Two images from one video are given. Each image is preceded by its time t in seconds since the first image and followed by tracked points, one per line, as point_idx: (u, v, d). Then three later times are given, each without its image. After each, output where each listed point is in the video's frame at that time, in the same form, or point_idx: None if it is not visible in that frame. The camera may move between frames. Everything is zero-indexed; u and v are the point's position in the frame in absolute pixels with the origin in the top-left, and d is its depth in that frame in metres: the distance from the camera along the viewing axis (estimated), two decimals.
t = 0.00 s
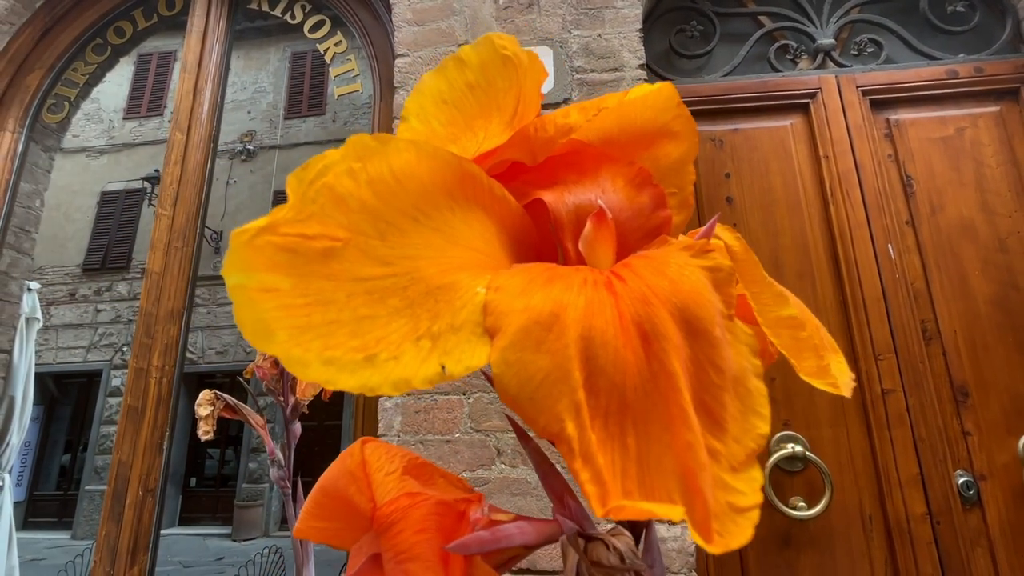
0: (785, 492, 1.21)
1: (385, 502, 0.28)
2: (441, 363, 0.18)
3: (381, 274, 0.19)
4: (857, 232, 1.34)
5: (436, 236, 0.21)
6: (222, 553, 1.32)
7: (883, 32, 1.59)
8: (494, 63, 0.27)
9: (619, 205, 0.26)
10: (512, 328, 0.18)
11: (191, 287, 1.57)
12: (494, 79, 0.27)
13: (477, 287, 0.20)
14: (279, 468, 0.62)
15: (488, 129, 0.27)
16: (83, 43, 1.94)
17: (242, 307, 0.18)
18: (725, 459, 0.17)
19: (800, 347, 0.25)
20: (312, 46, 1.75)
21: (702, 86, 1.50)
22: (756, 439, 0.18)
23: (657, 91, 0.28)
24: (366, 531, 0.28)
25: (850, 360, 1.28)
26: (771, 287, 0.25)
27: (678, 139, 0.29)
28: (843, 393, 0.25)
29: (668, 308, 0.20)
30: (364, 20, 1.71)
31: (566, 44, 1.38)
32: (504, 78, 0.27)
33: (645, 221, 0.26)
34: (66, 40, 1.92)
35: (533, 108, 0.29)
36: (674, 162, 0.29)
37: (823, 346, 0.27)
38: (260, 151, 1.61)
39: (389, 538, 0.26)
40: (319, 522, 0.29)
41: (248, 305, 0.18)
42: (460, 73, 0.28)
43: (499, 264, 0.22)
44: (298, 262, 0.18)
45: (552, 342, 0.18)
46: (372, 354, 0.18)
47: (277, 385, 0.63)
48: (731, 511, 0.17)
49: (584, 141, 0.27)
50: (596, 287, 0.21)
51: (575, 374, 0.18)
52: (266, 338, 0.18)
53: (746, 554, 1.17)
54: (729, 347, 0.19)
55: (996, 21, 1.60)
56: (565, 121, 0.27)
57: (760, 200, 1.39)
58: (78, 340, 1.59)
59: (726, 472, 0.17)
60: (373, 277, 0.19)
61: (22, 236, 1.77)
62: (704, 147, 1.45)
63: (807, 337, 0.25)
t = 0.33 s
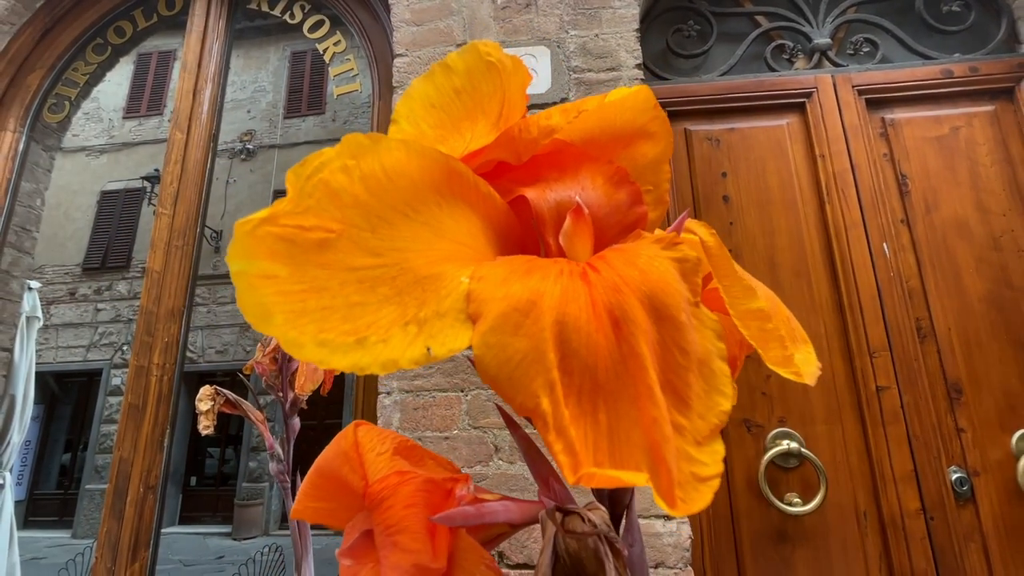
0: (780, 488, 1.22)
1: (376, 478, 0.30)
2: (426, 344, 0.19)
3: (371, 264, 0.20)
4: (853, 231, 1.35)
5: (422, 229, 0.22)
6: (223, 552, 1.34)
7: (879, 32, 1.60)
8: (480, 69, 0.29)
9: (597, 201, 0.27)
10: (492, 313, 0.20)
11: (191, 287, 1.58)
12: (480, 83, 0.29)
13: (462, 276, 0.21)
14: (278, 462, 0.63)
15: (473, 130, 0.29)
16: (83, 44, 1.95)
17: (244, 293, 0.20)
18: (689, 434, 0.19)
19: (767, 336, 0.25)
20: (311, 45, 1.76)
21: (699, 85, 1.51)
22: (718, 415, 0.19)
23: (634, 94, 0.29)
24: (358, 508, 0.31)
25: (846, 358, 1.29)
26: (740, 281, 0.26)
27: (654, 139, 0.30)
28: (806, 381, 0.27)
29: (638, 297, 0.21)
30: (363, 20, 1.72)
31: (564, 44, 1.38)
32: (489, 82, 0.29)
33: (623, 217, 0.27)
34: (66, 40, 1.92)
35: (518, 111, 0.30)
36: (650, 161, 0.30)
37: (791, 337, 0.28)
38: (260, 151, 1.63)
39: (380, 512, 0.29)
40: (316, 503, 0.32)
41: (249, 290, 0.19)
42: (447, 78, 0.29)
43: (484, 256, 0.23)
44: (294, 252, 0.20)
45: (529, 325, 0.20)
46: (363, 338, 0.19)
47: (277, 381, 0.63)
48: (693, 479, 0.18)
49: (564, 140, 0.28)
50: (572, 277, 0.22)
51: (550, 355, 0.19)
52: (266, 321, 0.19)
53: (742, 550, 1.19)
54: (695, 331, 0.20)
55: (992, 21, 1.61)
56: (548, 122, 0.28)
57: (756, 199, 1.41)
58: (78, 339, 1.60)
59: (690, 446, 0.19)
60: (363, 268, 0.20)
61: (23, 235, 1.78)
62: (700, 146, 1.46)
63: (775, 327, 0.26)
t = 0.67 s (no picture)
0: (775, 483, 1.24)
1: (384, 448, 0.32)
2: (431, 319, 0.21)
3: (379, 250, 0.22)
4: (849, 228, 1.37)
5: (425, 216, 0.24)
6: (223, 549, 1.36)
7: (875, 31, 1.62)
8: (479, 71, 0.30)
9: (588, 194, 0.28)
10: (490, 292, 0.21)
11: (192, 285, 1.58)
12: (479, 85, 0.30)
13: (462, 261, 0.23)
14: (281, 454, 0.64)
15: (473, 128, 0.30)
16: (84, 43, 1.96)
17: (270, 273, 0.22)
18: (668, 401, 0.20)
19: (747, 319, 0.27)
20: (310, 44, 1.77)
21: (696, 84, 1.52)
22: (693, 385, 0.21)
23: (624, 93, 0.31)
24: (366, 480, 0.34)
25: (841, 354, 1.30)
26: (722, 267, 0.27)
27: (641, 136, 0.31)
28: (783, 360, 0.28)
29: (622, 279, 0.23)
30: (363, 19, 1.73)
31: (563, 42, 1.40)
32: (488, 85, 0.30)
33: (613, 208, 0.28)
34: (67, 39, 1.93)
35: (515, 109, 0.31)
36: (637, 157, 0.31)
37: (771, 321, 0.30)
38: (260, 149, 1.64)
39: (388, 479, 0.31)
40: (327, 475, 0.35)
41: (274, 270, 0.22)
42: (448, 81, 0.30)
43: (482, 242, 0.24)
44: (311, 237, 0.22)
45: (523, 303, 0.21)
46: (374, 314, 0.21)
47: (280, 374, 0.65)
48: (671, 441, 0.20)
49: (557, 135, 0.29)
50: (563, 260, 0.24)
51: (542, 329, 0.20)
52: (288, 296, 0.21)
53: (738, 543, 1.20)
54: (672, 310, 0.22)
55: (987, 20, 1.62)
56: (542, 121, 0.29)
57: (752, 197, 1.42)
58: (77, 337, 1.62)
59: (668, 411, 0.20)
60: (371, 253, 0.22)
61: (25, 234, 1.79)
62: (698, 144, 1.48)
63: (753, 311, 0.28)
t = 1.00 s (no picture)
0: (770, 477, 1.26)
1: (394, 425, 0.34)
2: (436, 307, 0.23)
3: (390, 248, 0.24)
4: (843, 227, 1.39)
5: (428, 216, 0.25)
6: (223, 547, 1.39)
7: (870, 31, 1.63)
8: (477, 84, 0.32)
9: (578, 196, 0.30)
10: (487, 282, 0.23)
11: (193, 282, 1.60)
12: (477, 97, 0.32)
13: (462, 256, 0.24)
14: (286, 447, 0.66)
15: (470, 134, 0.32)
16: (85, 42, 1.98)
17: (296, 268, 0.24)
18: (642, 379, 0.22)
19: (724, 307, 0.29)
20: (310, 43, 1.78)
21: (693, 83, 1.54)
22: (667, 366, 0.23)
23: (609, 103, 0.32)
24: (376, 458, 0.36)
25: (835, 351, 1.32)
26: (700, 262, 0.29)
27: (627, 142, 0.33)
28: (757, 346, 0.30)
29: (604, 272, 0.25)
30: (362, 18, 1.73)
31: (561, 42, 1.41)
32: (486, 96, 0.32)
33: (600, 208, 0.30)
34: (68, 38, 1.94)
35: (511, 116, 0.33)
36: (622, 162, 0.32)
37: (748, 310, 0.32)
38: (258, 146, 1.69)
39: (397, 454, 0.33)
40: (339, 454, 0.37)
41: (297, 265, 0.24)
42: (449, 92, 0.33)
43: (481, 239, 0.26)
44: (331, 236, 0.24)
45: (516, 292, 0.23)
46: (386, 303, 0.23)
47: (285, 369, 0.66)
48: (644, 413, 0.22)
49: (550, 141, 0.31)
50: (552, 255, 0.25)
51: (531, 316, 0.22)
52: (310, 287, 0.23)
53: (734, 536, 1.23)
54: (649, 299, 0.24)
55: (980, 20, 1.64)
56: (534, 128, 0.31)
57: (748, 195, 1.44)
58: (75, 335, 1.63)
59: (642, 388, 0.22)
60: (383, 249, 0.24)
61: (27, 232, 1.81)
62: (695, 144, 1.50)
63: (731, 301, 0.29)
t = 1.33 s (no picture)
0: (767, 473, 1.27)
1: (410, 417, 0.36)
2: (454, 306, 0.24)
3: (410, 250, 0.26)
4: (839, 226, 1.40)
5: (444, 221, 0.27)
6: (220, 543, 1.45)
7: (867, 32, 1.65)
8: (489, 96, 0.33)
9: (583, 201, 0.31)
10: (501, 283, 0.24)
11: (196, 279, 1.61)
12: (489, 110, 0.33)
13: (478, 258, 0.26)
14: (293, 442, 0.67)
15: (482, 144, 0.33)
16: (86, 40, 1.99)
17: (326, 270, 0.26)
18: (646, 372, 0.24)
19: (720, 307, 0.30)
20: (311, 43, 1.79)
21: (691, 83, 1.55)
22: (668, 361, 0.25)
23: (612, 114, 0.34)
24: (392, 448, 0.38)
25: (832, 348, 1.34)
26: (698, 264, 0.30)
27: (629, 150, 0.34)
28: (749, 344, 0.32)
29: (610, 273, 0.26)
30: (363, 17, 1.74)
31: (561, 42, 1.42)
32: (498, 109, 0.33)
33: (604, 213, 0.31)
34: (69, 36, 1.94)
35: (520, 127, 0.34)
36: (624, 169, 0.34)
37: (741, 310, 0.33)
38: (257, 144, 1.71)
39: (413, 443, 0.35)
40: (356, 444, 0.39)
41: (328, 267, 0.26)
42: (463, 104, 0.34)
43: (493, 243, 0.28)
44: (358, 241, 0.26)
45: (529, 292, 0.24)
46: (408, 302, 0.25)
47: (292, 365, 0.67)
48: (649, 404, 0.23)
49: (557, 151, 0.33)
50: (560, 256, 0.27)
51: (543, 314, 0.24)
52: (340, 287, 0.26)
53: (730, 531, 1.24)
54: (652, 299, 0.25)
55: (976, 21, 1.65)
56: (541, 137, 0.33)
57: (746, 194, 1.46)
58: (73, 333, 1.67)
59: (647, 380, 0.24)
60: (404, 252, 0.26)
61: (28, 230, 1.82)
62: (693, 143, 1.51)
63: (726, 301, 0.31)
